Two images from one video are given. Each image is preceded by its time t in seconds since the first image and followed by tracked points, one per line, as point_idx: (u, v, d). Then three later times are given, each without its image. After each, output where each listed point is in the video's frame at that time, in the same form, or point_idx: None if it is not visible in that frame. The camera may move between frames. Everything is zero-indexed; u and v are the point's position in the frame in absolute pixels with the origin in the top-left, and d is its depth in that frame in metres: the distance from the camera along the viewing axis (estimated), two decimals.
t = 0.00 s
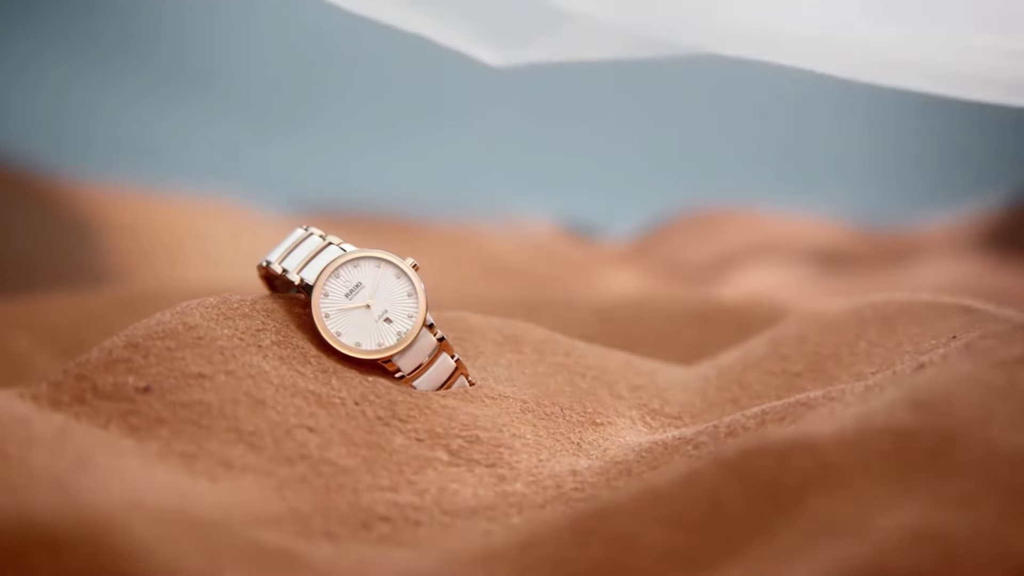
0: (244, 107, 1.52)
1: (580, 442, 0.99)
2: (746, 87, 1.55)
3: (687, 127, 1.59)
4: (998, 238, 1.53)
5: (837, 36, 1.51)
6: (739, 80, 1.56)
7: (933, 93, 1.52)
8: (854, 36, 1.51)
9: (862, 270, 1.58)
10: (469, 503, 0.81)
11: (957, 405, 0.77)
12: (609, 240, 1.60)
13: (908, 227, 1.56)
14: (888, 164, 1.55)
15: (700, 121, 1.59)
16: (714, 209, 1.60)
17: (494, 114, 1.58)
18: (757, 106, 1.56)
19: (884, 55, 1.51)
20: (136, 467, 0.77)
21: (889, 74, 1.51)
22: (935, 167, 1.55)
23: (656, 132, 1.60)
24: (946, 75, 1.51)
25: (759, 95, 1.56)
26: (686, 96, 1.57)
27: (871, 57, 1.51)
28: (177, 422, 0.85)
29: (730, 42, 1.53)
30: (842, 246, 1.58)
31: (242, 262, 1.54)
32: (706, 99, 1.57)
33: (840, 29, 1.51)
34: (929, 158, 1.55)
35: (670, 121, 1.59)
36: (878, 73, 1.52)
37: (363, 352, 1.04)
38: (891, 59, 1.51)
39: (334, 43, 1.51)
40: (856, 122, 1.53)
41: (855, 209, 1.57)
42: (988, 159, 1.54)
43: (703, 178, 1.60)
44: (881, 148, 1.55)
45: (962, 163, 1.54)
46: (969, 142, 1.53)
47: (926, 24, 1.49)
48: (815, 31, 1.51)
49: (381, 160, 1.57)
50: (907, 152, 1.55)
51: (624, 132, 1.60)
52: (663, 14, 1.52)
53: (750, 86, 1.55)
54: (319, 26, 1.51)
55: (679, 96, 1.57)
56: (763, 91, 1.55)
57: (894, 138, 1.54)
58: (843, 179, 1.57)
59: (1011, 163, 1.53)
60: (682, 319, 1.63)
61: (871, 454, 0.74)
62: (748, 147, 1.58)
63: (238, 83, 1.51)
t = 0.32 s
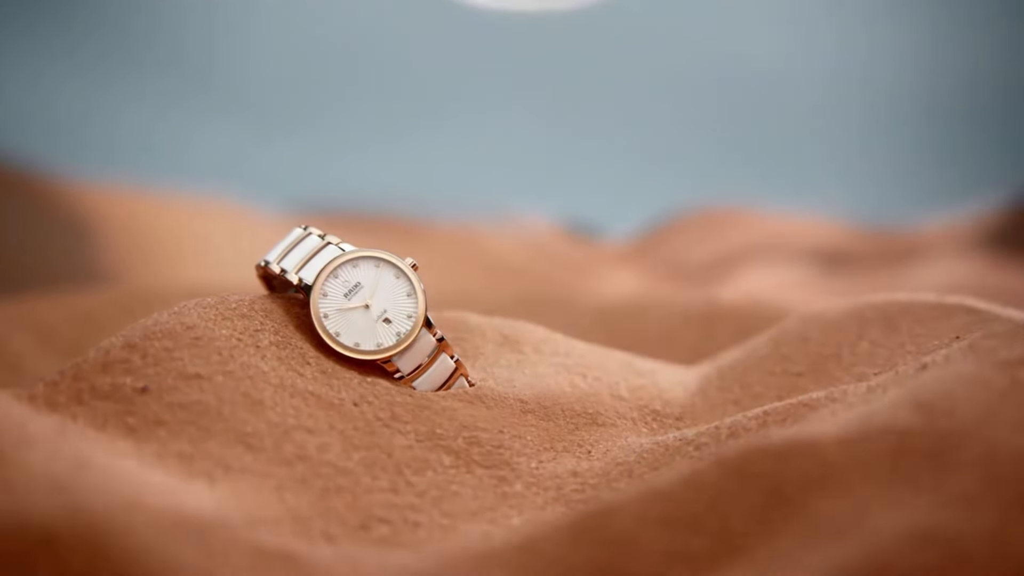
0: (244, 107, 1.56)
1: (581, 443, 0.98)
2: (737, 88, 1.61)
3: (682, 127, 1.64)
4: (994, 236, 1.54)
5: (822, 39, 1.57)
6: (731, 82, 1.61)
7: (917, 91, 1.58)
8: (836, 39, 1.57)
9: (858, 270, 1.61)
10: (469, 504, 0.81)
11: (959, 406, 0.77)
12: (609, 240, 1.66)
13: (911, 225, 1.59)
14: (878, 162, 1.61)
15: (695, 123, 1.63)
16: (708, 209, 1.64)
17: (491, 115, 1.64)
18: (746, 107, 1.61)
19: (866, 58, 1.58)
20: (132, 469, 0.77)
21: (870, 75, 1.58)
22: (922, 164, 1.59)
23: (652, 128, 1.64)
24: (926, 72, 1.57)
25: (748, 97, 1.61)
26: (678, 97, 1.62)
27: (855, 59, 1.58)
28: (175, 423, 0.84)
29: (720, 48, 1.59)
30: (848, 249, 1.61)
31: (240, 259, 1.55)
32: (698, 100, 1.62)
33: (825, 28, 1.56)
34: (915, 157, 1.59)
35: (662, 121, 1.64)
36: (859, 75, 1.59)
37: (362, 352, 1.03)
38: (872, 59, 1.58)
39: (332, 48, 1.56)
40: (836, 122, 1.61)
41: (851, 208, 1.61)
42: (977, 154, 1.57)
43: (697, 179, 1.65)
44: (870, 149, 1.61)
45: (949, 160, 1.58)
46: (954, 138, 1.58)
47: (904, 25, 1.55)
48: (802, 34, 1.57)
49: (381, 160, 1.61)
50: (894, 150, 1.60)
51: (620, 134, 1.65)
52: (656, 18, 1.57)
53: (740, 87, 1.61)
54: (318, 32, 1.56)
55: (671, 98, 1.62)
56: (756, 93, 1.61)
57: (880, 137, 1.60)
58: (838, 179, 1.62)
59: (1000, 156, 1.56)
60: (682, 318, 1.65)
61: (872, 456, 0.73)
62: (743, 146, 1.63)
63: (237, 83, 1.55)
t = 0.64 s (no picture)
0: (244, 107, 1.57)
1: (582, 444, 0.98)
2: (735, 88, 1.62)
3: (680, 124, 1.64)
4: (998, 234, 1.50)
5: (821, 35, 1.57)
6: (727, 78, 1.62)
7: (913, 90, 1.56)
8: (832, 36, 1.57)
9: (861, 270, 1.60)
10: (469, 506, 0.80)
11: (963, 408, 0.76)
12: (609, 240, 1.69)
13: (914, 225, 1.59)
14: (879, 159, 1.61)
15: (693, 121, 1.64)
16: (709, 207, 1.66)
17: (491, 115, 1.63)
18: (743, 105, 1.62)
19: (865, 55, 1.57)
20: (129, 469, 0.76)
21: (868, 73, 1.57)
22: (920, 162, 1.59)
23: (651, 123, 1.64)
24: (923, 70, 1.55)
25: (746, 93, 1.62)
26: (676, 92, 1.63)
27: (852, 56, 1.57)
28: (173, 424, 0.84)
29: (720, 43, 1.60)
30: (843, 246, 1.61)
31: (230, 261, 1.56)
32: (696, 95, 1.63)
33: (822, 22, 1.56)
34: (915, 154, 1.58)
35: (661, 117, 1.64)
36: (856, 74, 1.58)
37: (360, 353, 1.02)
38: (869, 56, 1.57)
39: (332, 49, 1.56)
40: (834, 118, 1.61)
41: (852, 207, 1.62)
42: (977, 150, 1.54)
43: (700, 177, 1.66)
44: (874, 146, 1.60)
45: (949, 157, 1.56)
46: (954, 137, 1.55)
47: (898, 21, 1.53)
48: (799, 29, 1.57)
49: (382, 160, 1.62)
50: (892, 150, 1.60)
51: (620, 132, 1.64)
52: (655, 18, 1.59)
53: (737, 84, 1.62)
54: (320, 36, 1.56)
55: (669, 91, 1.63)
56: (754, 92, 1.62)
57: (878, 134, 1.60)
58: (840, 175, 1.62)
59: (999, 155, 1.54)
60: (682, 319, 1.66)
61: (876, 457, 0.72)
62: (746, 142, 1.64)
63: (239, 80, 1.56)
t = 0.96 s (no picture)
0: (243, 106, 1.56)
1: (583, 445, 0.97)
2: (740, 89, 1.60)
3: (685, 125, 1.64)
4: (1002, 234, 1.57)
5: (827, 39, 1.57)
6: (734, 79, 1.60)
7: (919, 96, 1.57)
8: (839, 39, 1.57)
9: (863, 269, 1.64)
10: (469, 507, 0.80)
11: (966, 408, 0.75)
12: (610, 240, 1.68)
13: (918, 226, 1.63)
14: (883, 158, 1.61)
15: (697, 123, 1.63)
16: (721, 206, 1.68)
17: (491, 115, 1.64)
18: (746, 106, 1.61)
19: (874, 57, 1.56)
20: (126, 469, 0.75)
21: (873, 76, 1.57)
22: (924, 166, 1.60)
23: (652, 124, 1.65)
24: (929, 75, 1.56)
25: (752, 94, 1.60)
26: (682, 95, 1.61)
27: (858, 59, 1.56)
28: (170, 426, 0.83)
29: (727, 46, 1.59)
30: (846, 246, 1.64)
31: (230, 262, 1.59)
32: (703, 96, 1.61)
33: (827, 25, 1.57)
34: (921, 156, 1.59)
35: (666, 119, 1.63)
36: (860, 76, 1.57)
37: (359, 354, 1.02)
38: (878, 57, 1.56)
39: (332, 49, 1.55)
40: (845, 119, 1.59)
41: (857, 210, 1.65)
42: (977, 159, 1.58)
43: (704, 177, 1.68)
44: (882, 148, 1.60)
45: (951, 158, 1.59)
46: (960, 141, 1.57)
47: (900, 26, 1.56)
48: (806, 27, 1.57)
49: (382, 161, 1.62)
50: (901, 151, 1.59)
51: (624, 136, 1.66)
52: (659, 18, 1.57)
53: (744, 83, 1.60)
54: (320, 36, 1.55)
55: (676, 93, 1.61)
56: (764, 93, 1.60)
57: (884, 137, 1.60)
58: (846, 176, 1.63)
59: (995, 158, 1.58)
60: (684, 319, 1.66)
61: (877, 458, 0.72)
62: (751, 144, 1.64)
63: (239, 77, 1.55)
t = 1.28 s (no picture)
0: (243, 106, 1.56)
1: (584, 446, 0.96)
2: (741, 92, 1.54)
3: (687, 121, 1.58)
4: (1005, 234, 1.56)
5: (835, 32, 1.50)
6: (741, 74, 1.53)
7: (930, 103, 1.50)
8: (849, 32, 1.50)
9: (864, 269, 1.65)
10: (468, 508, 0.79)
11: (969, 407, 0.75)
12: (611, 239, 1.69)
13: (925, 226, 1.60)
14: (891, 155, 1.55)
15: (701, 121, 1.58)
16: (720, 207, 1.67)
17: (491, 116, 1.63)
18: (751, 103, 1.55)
19: (880, 52, 1.50)
20: (123, 471, 0.75)
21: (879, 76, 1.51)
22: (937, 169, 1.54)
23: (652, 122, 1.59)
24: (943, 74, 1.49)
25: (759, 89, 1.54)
26: (681, 95, 1.56)
27: (868, 54, 1.51)
28: (168, 427, 0.83)
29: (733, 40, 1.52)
30: (851, 246, 1.65)
31: (231, 262, 1.61)
32: (705, 93, 1.55)
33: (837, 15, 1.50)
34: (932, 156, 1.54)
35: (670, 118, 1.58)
36: (867, 75, 1.51)
37: (358, 354, 1.01)
38: (885, 56, 1.50)
39: (333, 49, 1.55)
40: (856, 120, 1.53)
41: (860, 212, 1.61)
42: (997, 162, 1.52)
43: (705, 177, 1.64)
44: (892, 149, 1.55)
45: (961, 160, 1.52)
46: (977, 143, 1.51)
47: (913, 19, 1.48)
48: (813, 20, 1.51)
49: (381, 162, 1.61)
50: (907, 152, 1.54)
51: (622, 137, 1.61)
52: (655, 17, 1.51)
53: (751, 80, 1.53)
54: (321, 37, 1.55)
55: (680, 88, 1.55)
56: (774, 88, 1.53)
57: (895, 138, 1.54)
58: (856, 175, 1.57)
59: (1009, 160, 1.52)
60: (683, 319, 1.66)
61: (878, 458, 0.71)
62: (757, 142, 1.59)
63: (239, 78, 1.55)
